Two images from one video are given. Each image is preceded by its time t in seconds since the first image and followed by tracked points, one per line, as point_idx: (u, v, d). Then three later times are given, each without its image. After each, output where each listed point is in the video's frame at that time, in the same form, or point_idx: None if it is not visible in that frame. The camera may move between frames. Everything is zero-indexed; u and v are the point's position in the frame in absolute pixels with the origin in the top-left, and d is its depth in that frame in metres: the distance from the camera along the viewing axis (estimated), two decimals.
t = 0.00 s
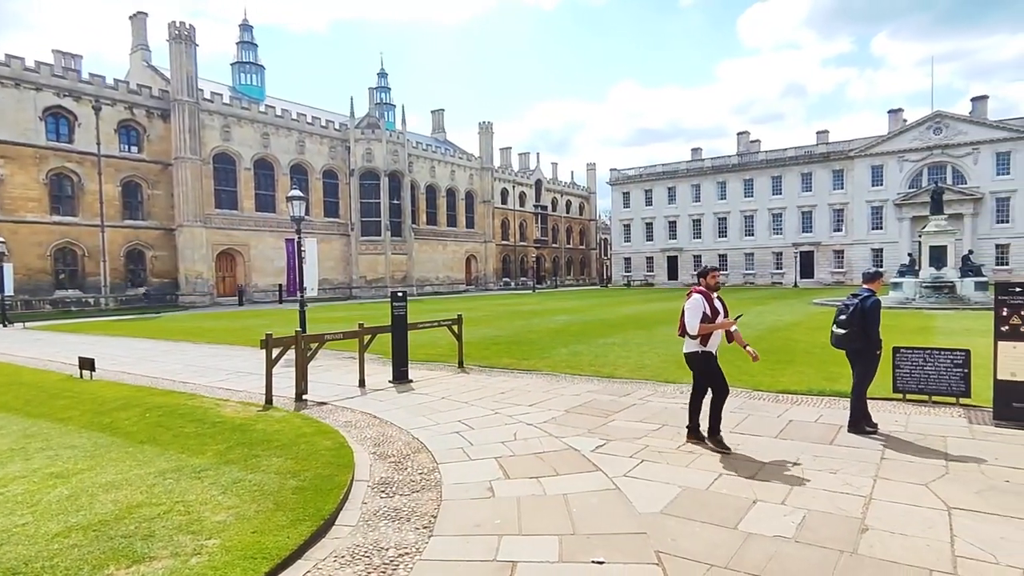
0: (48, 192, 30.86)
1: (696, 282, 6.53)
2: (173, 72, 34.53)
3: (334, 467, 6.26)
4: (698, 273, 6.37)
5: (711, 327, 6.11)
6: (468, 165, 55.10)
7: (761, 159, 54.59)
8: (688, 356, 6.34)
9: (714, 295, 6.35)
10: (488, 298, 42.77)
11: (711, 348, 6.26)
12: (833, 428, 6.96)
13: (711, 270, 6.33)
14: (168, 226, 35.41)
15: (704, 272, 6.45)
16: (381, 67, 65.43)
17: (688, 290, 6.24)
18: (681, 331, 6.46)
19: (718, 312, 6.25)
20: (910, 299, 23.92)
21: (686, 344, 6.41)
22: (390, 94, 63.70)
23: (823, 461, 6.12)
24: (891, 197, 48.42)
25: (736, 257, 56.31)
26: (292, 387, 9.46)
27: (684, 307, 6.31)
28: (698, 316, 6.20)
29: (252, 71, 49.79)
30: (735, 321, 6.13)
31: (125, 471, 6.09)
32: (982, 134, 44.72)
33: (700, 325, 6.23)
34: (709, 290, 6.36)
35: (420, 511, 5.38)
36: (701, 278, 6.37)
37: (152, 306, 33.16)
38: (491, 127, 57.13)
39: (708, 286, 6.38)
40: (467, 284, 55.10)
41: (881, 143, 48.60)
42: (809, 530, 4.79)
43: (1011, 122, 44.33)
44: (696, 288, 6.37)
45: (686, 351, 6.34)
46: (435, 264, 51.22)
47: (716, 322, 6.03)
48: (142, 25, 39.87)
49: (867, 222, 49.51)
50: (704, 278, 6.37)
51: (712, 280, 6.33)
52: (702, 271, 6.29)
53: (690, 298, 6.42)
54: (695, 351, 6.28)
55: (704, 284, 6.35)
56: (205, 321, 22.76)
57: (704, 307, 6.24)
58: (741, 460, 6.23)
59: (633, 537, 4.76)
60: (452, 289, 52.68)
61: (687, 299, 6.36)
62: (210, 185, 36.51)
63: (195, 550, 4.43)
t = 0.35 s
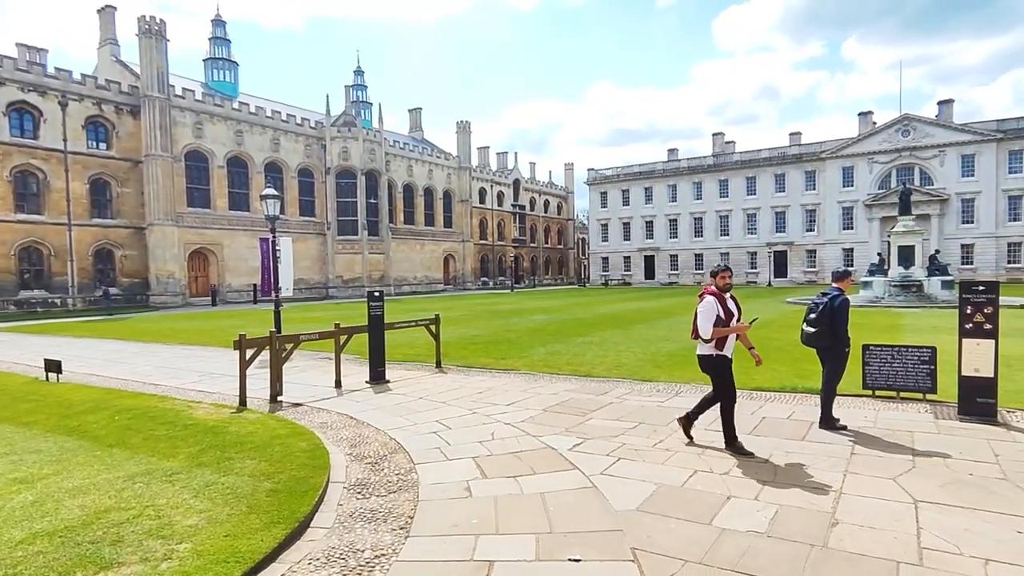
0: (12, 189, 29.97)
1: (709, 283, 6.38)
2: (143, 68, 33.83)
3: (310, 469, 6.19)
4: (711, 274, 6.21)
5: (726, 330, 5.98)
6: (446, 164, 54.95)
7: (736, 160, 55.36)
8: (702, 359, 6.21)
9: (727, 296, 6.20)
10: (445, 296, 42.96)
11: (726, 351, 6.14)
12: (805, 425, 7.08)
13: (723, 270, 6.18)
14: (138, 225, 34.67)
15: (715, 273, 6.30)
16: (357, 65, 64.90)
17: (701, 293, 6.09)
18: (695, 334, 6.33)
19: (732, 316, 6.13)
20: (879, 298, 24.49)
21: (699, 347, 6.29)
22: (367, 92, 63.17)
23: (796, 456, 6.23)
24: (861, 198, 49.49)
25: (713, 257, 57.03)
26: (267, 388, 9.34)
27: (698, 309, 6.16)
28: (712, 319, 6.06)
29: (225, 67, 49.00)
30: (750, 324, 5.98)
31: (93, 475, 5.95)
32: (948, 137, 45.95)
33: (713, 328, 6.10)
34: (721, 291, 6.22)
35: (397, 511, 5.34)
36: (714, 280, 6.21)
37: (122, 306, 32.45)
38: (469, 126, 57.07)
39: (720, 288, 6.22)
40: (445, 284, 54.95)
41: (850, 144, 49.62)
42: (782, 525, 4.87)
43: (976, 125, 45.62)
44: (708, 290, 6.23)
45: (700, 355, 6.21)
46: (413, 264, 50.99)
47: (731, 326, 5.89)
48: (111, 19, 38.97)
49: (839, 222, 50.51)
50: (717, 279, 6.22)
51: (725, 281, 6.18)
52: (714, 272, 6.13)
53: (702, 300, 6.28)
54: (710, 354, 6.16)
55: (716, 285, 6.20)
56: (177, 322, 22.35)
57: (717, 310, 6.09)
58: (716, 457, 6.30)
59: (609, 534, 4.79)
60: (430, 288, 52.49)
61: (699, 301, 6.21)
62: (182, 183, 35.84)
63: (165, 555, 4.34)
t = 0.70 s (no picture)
0: None
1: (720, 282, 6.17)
2: (109, 62, 32.99)
3: (281, 472, 6.09)
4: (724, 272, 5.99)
5: (740, 330, 5.77)
6: (421, 163, 54.71)
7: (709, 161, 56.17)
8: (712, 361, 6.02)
9: (740, 296, 6.00)
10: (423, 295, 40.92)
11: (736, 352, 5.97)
12: (775, 422, 7.20)
13: (738, 269, 5.96)
14: (102, 223, 33.77)
15: (729, 272, 6.09)
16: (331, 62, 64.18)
17: (714, 291, 5.86)
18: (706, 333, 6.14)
19: (745, 315, 5.93)
20: (847, 297, 25.08)
21: (710, 347, 6.09)
22: (341, 90, 62.55)
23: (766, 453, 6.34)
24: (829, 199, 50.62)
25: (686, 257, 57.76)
26: (237, 390, 9.17)
27: (710, 308, 5.94)
28: (725, 318, 5.84)
29: (194, 63, 48.05)
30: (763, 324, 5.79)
31: (53, 481, 5.76)
32: (912, 141, 47.28)
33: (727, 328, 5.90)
34: (734, 290, 6.01)
35: (369, 514, 5.29)
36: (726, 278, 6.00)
37: (86, 308, 31.57)
38: (444, 125, 56.90)
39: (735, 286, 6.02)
40: (420, 283, 54.69)
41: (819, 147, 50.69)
42: (751, 520, 4.95)
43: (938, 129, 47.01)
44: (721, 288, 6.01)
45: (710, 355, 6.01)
46: (388, 263, 50.63)
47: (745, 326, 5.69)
48: (74, 11, 37.86)
49: (808, 223, 51.57)
50: (730, 278, 6.01)
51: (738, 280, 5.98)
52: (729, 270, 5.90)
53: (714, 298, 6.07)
54: (721, 355, 5.96)
55: (729, 285, 5.99)
56: (144, 323, 21.84)
57: (731, 309, 5.88)
58: (688, 454, 6.38)
59: (583, 532, 4.81)
60: (405, 288, 52.20)
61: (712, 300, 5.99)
62: (149, 180, 35.03)
63: (130, 562, 4.23)
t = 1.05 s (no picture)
0: None
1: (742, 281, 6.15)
2: (74, 57, 32.13)
3: (253, 475, 6.00)
4: (747, 270, 5.97)
5: (763, 327, 5.74)
6: (397, 162, 54.38)
7: (683, 162, 56.82)
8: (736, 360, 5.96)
9: (762, 293, 5.97)
10: (399, 296, 40.95)
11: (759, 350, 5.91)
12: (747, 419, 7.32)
13: (761, 266, 5.94)
14: (68, 222, 32.91)
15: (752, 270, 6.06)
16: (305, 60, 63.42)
17: (736, 287, 5.83)
18: (728, 331, 6.09)
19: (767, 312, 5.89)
20: (817, 296, 25.60)
21: (731, 346, 6.04)
22: (315, 87, 61.85)
23: (738, 450, 6.44)
24: (800, 201, 51.59)
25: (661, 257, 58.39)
26: (208, 392, 9.00)
27: (732, 304, 5.90)
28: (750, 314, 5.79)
29: (163, 58, 47.11)
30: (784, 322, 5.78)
31: (15, 487, 5.59)
32: (879, 144, 48.48)
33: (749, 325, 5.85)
34: (756, 288, 5.99)
35: (343, 516, 5.24)
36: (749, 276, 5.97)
37: (50, 309, 30.73)
38: (420, 124, 56.62)
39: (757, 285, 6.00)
40: (396, 284, 54.36)
41: (791, 149, 51.63)
42: (724, 517, 5.03)
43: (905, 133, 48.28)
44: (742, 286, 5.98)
45: (733, 354, 5.95)
46: (364, 263, 50.24)
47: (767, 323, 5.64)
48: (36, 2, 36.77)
49: (779, 223, 52.49)
50: (752, 275, 5.99)
51: (760, 278, 5.95)
52: (751, 268, 5.88)
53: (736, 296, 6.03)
54: (745, 353, 5.91)
55: (750, 282, 5.97)
56: (111, 323, 21.32)
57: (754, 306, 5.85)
58: (663, 452, 6.45)
59: (558, 531, 4.82)
60: (381, 288, 51.82)
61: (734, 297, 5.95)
62: (117, 178, 34.23)
63: (95, 570, 4.12)
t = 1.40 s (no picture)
0: None
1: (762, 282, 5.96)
2: (32, 50, 31.08)
3: (220, 479, 5.87)
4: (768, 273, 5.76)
5: (784, 335, 5.55)
6: (370, 162, 53.92)
7: (655, 164, 57.46)
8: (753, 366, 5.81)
9: (783, 298, 5.78)
10: (374, 297, 42.36)
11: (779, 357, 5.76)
12: (715, 418, 7.43)
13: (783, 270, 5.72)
14: (26, 220, 31.86)
15: (774, 272, 5.82)
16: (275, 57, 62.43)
17: (758, 294, 5.63)
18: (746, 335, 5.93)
19: (786, 319, 5.73)
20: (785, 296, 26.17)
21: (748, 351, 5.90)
22: (286, 85, 60.94)
23: (707, 448, 6.53)
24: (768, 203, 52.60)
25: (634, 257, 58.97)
26: (173, 396, 8.79)
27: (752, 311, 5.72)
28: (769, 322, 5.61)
29: (127, 53, 45.89)
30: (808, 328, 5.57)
31: None
32: (844, 148, 49.74)
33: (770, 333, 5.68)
34: (778, 292, 5.79)
35: (314, 519, 5.17)
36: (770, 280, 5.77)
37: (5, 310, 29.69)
38: (393, 123, 56.21)
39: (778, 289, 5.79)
40: (369, 284, 53.89)
41: (759, 152, 52.62)
42: (693, 514, 5.09)
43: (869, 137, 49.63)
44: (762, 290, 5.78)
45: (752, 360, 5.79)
46: (335, 263, 49.70)
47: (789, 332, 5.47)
48: None
49: (748, 225, 53.45)
50: (774, 278, 5.79)
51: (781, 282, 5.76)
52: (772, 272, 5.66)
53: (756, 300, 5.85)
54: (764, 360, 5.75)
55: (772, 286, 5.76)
56: (72, 325, 20.68)
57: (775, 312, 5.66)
58: (634, 451, 6.52)
59: (530, 531, 4.83)
60: (353, 288, 51.32)
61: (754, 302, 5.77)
62: (78, 175, 33.23)
63: None
